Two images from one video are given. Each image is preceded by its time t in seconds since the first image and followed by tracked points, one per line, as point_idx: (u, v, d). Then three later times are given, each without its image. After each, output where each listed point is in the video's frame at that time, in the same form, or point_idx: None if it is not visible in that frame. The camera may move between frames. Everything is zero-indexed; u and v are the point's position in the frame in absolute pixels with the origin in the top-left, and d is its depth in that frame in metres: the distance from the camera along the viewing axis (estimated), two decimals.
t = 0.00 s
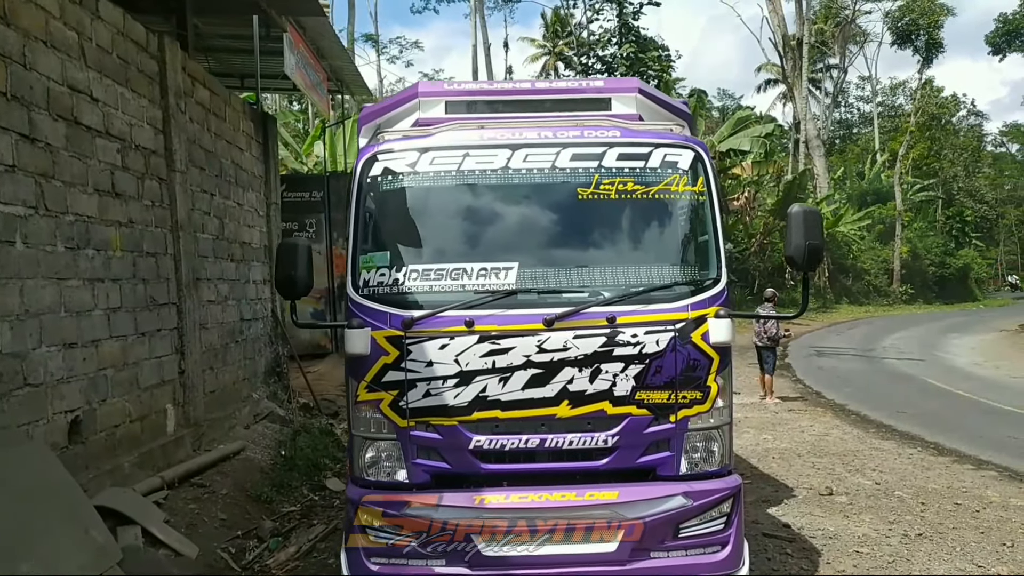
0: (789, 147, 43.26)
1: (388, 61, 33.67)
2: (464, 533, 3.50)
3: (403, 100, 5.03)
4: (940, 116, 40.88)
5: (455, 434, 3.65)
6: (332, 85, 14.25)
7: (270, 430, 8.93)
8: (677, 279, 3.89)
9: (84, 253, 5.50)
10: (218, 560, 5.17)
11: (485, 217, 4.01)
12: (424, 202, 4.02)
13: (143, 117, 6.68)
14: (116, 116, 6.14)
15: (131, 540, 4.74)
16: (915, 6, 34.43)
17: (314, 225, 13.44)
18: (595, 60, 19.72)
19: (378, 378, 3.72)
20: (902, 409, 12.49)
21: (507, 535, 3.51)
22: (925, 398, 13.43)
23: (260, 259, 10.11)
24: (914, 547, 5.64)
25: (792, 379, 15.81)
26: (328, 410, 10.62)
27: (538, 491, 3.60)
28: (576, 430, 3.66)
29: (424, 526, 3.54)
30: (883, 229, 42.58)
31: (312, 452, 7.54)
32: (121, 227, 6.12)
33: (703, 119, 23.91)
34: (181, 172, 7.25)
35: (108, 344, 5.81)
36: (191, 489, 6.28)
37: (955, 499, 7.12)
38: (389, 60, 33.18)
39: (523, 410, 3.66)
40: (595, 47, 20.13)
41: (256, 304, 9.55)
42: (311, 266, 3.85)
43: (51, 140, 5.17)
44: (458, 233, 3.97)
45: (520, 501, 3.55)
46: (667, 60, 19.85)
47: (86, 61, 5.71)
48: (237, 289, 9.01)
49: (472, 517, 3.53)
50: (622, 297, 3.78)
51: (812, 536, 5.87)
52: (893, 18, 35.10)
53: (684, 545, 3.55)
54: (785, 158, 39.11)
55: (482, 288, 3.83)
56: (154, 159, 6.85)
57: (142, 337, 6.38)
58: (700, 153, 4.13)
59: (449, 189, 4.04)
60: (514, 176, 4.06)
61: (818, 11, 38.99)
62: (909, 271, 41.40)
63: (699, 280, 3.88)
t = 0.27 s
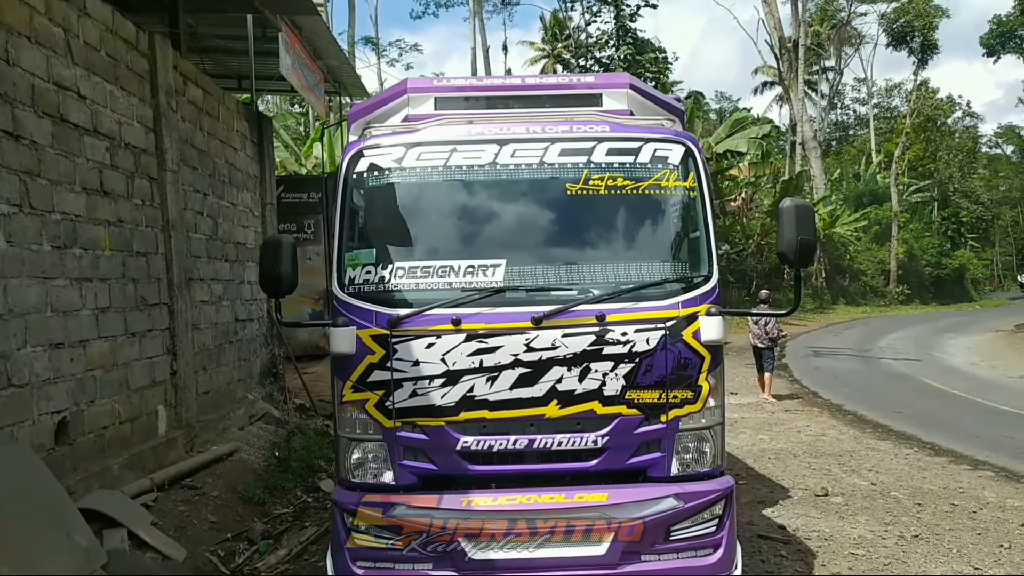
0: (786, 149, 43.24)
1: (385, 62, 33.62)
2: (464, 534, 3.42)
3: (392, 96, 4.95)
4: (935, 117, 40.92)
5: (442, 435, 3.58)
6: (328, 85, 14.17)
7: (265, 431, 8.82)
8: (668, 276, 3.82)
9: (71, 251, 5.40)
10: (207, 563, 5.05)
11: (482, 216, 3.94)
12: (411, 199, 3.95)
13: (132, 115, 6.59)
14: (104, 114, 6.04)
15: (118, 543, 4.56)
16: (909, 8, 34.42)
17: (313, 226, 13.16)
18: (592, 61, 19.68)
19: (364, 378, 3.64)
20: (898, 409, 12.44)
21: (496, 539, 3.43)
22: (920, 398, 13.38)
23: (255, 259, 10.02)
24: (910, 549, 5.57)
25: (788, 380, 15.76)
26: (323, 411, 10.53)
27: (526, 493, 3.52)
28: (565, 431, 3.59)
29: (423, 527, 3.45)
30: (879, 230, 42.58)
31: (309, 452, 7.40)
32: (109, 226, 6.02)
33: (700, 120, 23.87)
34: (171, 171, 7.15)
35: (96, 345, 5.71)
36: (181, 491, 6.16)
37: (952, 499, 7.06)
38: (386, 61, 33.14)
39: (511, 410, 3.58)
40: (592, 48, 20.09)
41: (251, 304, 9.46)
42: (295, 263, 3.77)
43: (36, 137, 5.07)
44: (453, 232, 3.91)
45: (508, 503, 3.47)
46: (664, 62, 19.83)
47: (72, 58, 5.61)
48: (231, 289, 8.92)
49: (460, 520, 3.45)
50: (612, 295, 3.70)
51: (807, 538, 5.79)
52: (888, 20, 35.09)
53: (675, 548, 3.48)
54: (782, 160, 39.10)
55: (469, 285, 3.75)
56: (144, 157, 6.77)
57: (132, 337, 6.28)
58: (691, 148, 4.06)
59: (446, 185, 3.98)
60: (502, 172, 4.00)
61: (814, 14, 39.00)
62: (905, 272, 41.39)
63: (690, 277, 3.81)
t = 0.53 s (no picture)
0: (783, 150, 43.22)
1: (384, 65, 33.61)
2: (464, 533, 3.38)
3: (384, 93, 4.88)
4: (933, 118, 40.91)
5: (431, 436, 3.52)
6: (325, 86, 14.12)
7: (259, 432, 8.75)
8: (661, 275, 3.76)
9: (60, 251, 5.33)
10: (195, 566, 4.98)
11: (478, 215, 3.88)
12: (401, 196, 3.89)
13: (123, 113, 6.47)
14: (95, 112, 5.92)
15: (104, 546, 4.56)
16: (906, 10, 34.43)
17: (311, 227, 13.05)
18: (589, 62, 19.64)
19: (351, 378, 3.58)
20: (896, 409, 12.40)
21: (485, 542, 3.38)
22: (917, 398, 13.33)
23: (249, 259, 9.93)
24: (907, 551, 5.51)
25: (786, 380, 15.71)
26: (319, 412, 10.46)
27: (517, 495, 3.47)
28: (556, 431, 3.53)
29: (423, 527, 3.39)
30: (877, 231, 42.55)
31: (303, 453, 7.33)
32: (100, 225, 5.92)
33: (698, 122, 23.85)
34: (164, 170, 7.06)
35: (85, 345, 5.63)
36: (171, 493, 6.09)
37: (950, 500, 7.00)
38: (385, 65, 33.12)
39: (501, 411, 3.52)
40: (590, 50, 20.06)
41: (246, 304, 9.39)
42: (282, 261, 3.71)
43: (23, 135, 4.99)
44: (445, 231, 3.85)
45: (497, 506, 3.42)
46: (661, 64, 19.80)
47: (62, 56, 5.50)
48: (225, 289, 8.85)
49: (448, 523, 3.39)
50: (604, 293, 3.64)
51: (803, 540, 5.73)
52: (885, 23, 35.13)
53: (668, 551, 3.42)
54: (780, 161, 39.09)
55: (459, 284, 3.69)
56: (136, 156, 6.66)
57: (122, 337, 6.21)
58: (684, 144, 4.00)
59: (441, 182, 3.92)
60: (492, 169, 3.94)
61: (811, 16, 39.00)
62: (903, 273, 41.36)
63: (683, 275, 3.75)
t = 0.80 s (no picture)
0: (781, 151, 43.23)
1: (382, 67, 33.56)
2: (465, 533, 3.32)
3: (377, 91, 4.80)
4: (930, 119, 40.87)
5: (421, 437, 3.46)
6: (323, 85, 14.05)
7: (254, 432, 8.68)
8: (655, 273, 3.70)
9: (49, 249, 5.26)
10: (184, 569, 4.93)
11: (476, 214, 3.81)
12: (391, 194, 3.82)
13: (115, 111, 6.34)
14: (86, 110, 5.81)
15: (89, 549, 4.53)
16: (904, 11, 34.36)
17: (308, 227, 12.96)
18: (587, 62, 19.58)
19: (340, 378, 3.52)
20: (894, 409, 12.35)
21: (477, 545, 3.32)
22: (916, 398, 13.28)
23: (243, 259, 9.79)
24: (906, 552, 5.45)
25: (784, 380, 15.66)
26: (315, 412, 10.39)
27: (509, 497, 3.41)
28: (548, 432, 3.47)
29: (423, 526, 3.33)
30: (875, 232, 42.52)
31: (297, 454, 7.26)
32: (90, 225, 5.84)
33: (696, 123, 23.80)
34: (155, 168, 6.95)
35: (74, 345, 5.57)
36: (162, 494, 6.04)
37: (949, 500, 6.94)
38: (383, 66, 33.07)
39: (493, 411, 3.46)
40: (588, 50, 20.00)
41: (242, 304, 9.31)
42: (269, 260, 3.65)
43: (10, 133, 4.90)
44: (436, 228, 3.79)
45: (488, 508, 3.36)
46: (659, 64, 19.75)
47: (51, 53, 5.39)
48: (220, 289, 8.77)
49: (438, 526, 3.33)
50: (598, 292, 3.58)
51: (801, 541, 5.68)
52: (883, 24, 35.08)
53: (663, 554, 3.36)
54: (778, 162, 39.05)
55: (450, 282, 3.63)
56: (127, 155, 6.53)
57: (112, 337, 6.14)
58: (679, 141, 3.93)
59: (436, 180, 3.86)
60: (484, 166, 3.87)
61: (809, 18, 39.02)
62: (900, 273, 41.33)
63: (677, 274, 3.68)
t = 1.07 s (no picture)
0: (782, 151, 43.14)
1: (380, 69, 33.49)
2: (465, 532, 3.25)
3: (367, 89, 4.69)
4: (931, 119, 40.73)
5: (411, 438, 3.38)
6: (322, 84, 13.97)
7: (252, 432, 8.58)
8: (651, 270, 3.62)
9: (38, 248, 5.18)
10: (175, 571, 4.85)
11: (476, 213, 3.73)
12: (382, 189, 3.75)
13: (107, 109, 6.17)
14: (77, 107, 5.71)
15: (77, 551, 4.47)
16: (902, 13, 34.19)
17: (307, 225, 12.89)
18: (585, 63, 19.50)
19: (329, 378, 3.45)
20: (893, 408, 12.27)
21: (469, 548, 3.25)
22: (915, 397, 13.19)
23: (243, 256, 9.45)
24: (906, 553, 5.36)
25: (783, 379, 15.59)
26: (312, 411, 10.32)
27: (502, 499, 3.33)
28: (542, 432, 3.39)
29: (423, 525, 3.26)
30: (874, 232, 42.41)
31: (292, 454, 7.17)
32: (82, 223, 5.74)
33: (695, 124, 23.71)
34: (150, 167, 6.77)
35: (65, 345, 5.49)
36: (155, 495, 5.96)
37: (949, 500, 6.86)
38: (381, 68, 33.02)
39: (485, 412, 3.39)
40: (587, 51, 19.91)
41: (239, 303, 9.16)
42: (256, 257, 3.58)
43: None
44: (428, 225, 3.71)
45: (481, 511, 3.29)
46: (658, 65, 19.67)
47: (40, 49, 5.30)
48: (218, 289, 8.65)
49: (429, 528, 3.26)
50: (592, 289, 3.50)
51: (800, 542, 5.59)
52: (881, 26, 34.95)
53: (659, 557, 3.28)
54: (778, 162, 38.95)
55: (441, 280, 3.56)
56: (121, 153, 6.35)
57: (105, 337, 6.03)
58: (674, 136, 3.86)
59: (430, 177, 3.78)
60: (476, 161, 3.80)
61: (809, 19, 38.93)
62: (900, 273, 41.25)
63: (674, 271, 3.60)
